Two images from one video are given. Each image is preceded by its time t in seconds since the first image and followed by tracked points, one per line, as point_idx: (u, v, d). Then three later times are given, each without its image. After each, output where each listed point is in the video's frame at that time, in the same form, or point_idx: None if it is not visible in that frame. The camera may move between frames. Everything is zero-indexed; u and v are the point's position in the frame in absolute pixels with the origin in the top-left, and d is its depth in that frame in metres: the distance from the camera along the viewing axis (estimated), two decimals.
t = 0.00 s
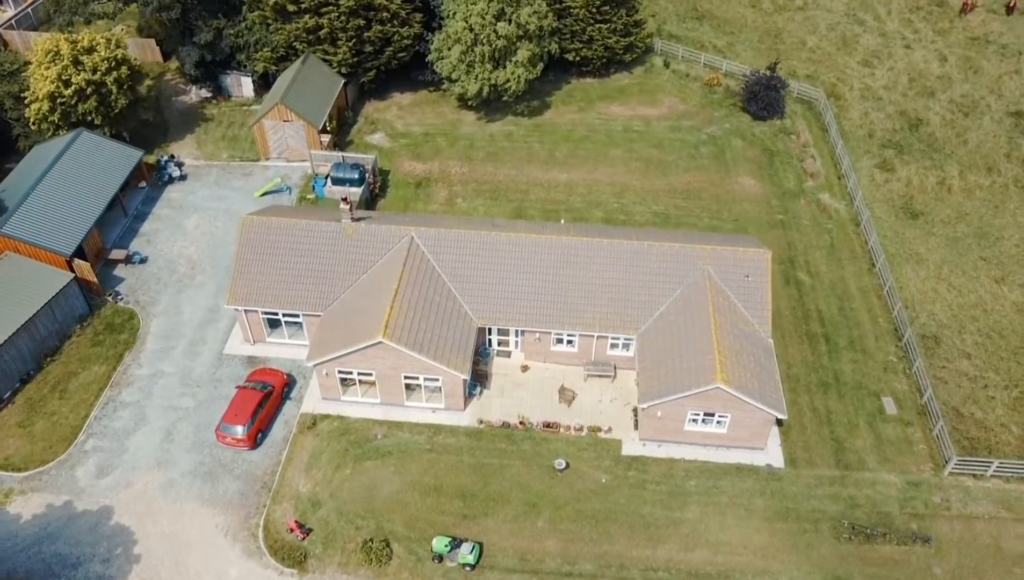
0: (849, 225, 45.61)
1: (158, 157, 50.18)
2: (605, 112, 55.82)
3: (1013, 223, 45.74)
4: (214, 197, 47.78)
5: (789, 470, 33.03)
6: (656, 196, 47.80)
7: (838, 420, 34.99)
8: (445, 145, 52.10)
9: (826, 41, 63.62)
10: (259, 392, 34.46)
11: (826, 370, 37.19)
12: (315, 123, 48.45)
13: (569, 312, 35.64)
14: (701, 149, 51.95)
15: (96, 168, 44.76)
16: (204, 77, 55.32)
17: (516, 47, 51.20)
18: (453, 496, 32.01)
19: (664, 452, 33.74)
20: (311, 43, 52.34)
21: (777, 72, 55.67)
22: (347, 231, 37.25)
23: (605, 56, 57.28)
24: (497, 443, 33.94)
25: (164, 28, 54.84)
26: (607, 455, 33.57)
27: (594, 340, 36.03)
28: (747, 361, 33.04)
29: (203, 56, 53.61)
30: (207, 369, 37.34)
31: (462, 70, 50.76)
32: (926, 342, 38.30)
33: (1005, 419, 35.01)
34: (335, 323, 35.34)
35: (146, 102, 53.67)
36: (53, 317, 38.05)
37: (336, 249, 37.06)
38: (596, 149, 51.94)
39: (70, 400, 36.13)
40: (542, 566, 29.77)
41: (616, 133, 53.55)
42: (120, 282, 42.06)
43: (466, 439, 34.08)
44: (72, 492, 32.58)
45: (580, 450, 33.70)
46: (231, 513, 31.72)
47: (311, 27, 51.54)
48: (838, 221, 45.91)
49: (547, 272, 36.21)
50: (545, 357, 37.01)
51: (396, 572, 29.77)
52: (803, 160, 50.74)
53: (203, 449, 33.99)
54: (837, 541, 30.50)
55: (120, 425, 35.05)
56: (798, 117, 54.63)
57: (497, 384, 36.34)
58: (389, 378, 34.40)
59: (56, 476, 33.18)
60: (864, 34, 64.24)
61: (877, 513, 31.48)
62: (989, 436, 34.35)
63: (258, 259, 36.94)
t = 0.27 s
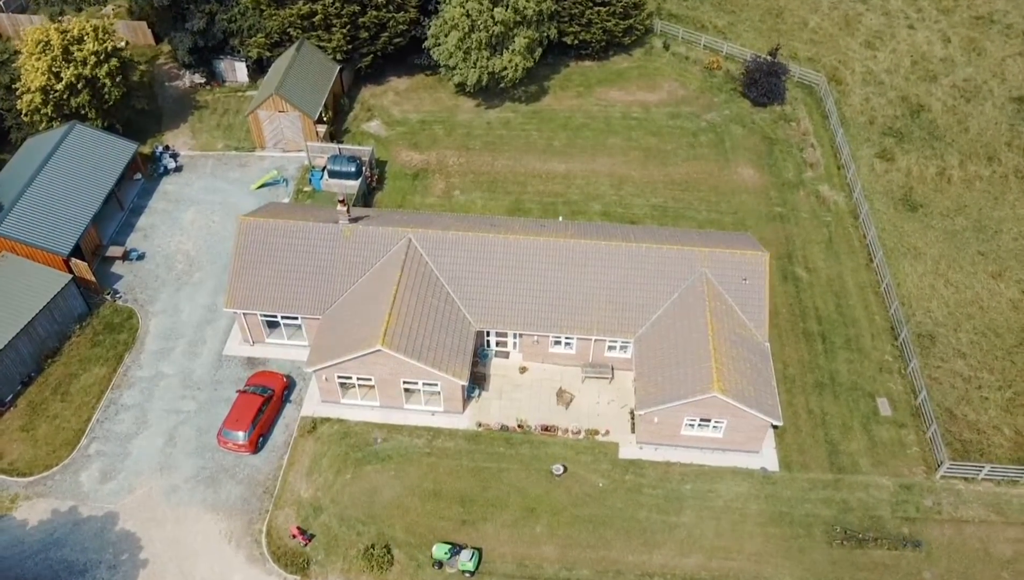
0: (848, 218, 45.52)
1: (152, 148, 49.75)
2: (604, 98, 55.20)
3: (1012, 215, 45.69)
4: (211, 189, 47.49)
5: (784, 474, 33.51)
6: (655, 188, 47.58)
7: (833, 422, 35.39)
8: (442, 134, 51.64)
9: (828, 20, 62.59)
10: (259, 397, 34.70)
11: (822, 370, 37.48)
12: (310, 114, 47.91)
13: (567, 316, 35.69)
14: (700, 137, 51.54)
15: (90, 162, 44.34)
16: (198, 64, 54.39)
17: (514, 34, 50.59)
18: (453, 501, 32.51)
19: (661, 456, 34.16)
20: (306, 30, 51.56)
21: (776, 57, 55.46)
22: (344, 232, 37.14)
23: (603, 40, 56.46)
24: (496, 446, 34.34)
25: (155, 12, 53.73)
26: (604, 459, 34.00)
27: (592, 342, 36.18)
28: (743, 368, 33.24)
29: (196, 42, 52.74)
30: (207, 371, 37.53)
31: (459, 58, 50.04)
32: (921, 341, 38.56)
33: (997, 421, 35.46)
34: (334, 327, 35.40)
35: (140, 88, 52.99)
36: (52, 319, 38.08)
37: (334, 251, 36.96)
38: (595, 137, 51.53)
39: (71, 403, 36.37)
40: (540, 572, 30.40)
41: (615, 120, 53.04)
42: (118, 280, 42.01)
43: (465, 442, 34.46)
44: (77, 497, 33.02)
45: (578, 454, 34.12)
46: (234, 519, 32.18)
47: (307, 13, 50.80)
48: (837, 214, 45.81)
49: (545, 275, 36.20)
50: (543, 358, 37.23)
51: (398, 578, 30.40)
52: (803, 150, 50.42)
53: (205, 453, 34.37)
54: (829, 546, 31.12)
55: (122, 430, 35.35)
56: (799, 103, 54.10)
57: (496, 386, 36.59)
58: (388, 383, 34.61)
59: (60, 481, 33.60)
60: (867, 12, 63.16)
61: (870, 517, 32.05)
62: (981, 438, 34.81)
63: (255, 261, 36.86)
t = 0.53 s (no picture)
0: (848, 213, 45.51)
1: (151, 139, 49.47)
2: (605, 84, 54.65)
3: (1012, 211, 45.69)
4: (210, 183, 47.37)
5: (779, 477, 34.13)
6: (656, 181, 47.48)
7: (828, 425, 35.91)
8: (442, 123, 51.28)
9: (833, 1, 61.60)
10: (262, 402, 35.15)
11: (819, 372, 37.89)
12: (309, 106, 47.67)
13: (567, 320, 35.96)
14: (702, 127, 51.19)
15: (89, 158, 44.15)
16: (195, 49, 53.84)
17: (516, 23, 50.15)
18: (454, 505, 33.18)
19: (659, 460, 34.74)
20: (303, 17, 50.91)
21: (780, 44, 55.01)
22: (345, 236, 37.25)
23: (605, 24, 55.69)
24: (497, 450, 34.91)
25: None
26: (603, 462, 34.59)
27: (592, 346, 36.51)
28: (741, 375, 33.61)
29: (193, 28, 52.07)
30: (211, 372, 37.92)
31: (458, 48, 49.48)
32: (918, 342, 38.94)
33: (991, 424, 36.01)
34: (335, 332, 35.68)
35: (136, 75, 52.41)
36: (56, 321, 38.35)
37: (335, 255, 37.08)
38: (596, 127, 51.21)
39: (78, 405, 36.86)
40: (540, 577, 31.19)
41: (616, 109, 52.63)
42: (119, 278, 42.18)
43: (466, 446, 35.03)
44: (86, 501, 33.71)
45: (577, 457, 34.72)
46: (240, 523, 32.89)
47: None
48: (837, 208, 45.77)
49: (545, 279, 36.39)
50: (543, 360, 37.61)
51: None
52: (805, 141, 50.17)
53: (210, 456, 34.95)
54: (822, 550, 31.88)
55: (128, 433, 35.89)
56: (802, 91, 53.63)
57: (497, 388, 37.02)
58: (390, 388, 35.00)
59: (69, 485, 34.24)
60: None
61: (862, 522, 32.75)
62: (974, 442, 35.40)
63: (257, 264, 37.04)
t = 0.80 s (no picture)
0: (846, 204, 45.60)
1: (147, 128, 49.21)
2: (604, 67, 54.10)
3: (1009, 201, 45.83)
4: (209, 174, 47.29)
5: (772, 475, 34.95)
6: (655, 171, 47.45)
7: (822, 422, 36.63)
8: (440, 110, 50.95)
9: None
10: (266, 402, 35.77)
11: (814, 368, 38.47)
12: (306, 95, 47.35)
13: (566, 320, 36.39)
14: (701, 113, 50.90)
15: (87, 150, 44.01)
16: (189, 33, 53.04)
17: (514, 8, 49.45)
18: (456, 504, 34.06)
19: (655, 458, 35.51)
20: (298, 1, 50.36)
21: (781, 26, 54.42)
22: (345, 236, 37.46)
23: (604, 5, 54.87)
24: (497, 448, 35.67)
25: None
26: (601, 460, 35.38)
27: (591, 345, 37.01)
28: (737, 377, 34.14)
29: (187, 12, 51.20)
30: (214, 370, 38.47)
31: (457, 34, 49.13)
32: (912, 338, 39.47)
33: (980, 421, 36.77)
34: (337, 333, 36.08)
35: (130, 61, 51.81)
36: (60, 319, 38.69)
37: (335, 255, 37.33)
38: (595, 114, 50.92)
39: (85, 403, 37.46)
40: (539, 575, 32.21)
41: (615, 94, 52.22)
42: (121, 273, 42.43)
43: (467, 444, 35.78)
44: (96, 500, 34.54)
45: (576, 455, 35.49)
46: (247, 522, 33.78)
47: None
48: (836, 199, 45.86)
49: (544, 279, 36.73)
50: (542, 358, 38.16)
51: None
52: (805, 128, 49.96)
53: (216, 455, 35.70)
54: (813, 548, 32.85)
55: (135, 431, 36.56)
56: (802, 75, 53.19)
57: (496, 385, 37.63)
58: (391, 388, 35.53)
59: (79, 484, 35.04)
60: None
61: (853, 519, 33.66)
62: (964, 439, 36.19)
63: (258, 264, 37.28)
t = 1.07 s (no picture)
0: (845, 201, 45.68)
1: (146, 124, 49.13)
2: (604, 62, 53.95)
3: (1007, 198, 45.94)
4: (208, 171, 47.28)
5: (770, 474, 35.27)
6: (654, 167, 47.48)
7: (819, 421, 36.91)
8: (439, 105, 50.86)
9: None
10: (267, 402, 36.01)
11: (811, 366, 38.71)
12: (304, 91, 47.25)
13: (565, 320, 36.57)
14: (701, 108, 50.84)
15: (85, 148, 43.97)
16: (187, 27, 52.75)
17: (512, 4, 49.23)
18: (455, 503, 34.39)
19: (653, 456, 35.82)
20: None
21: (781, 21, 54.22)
22: (345, 236, 37.55)
23: None
24: (496, 447, 35.96)
25: None
26: (599, 459, 35.68)
27: (589, 344, 37.21)
28: (734, 377, 34.36)
29: (185, 7, 50.88)
30: (215, 369, 38.69)
31: (456, 30, 49.07)
32: (909, 337, 39.69)
33: (976, 419, 37.08)
34: (337, 333, 36.24)
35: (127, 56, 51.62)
36: (60, 318, 38.81)
37: (335, 255, 37.44)
38: (594, 109, 50.84)
39: (87, 402, 37.69)
40: (538, 573, 32.58)
41: (614, 89, 52.12)
42: (121, 271, 42.53)
43: (467, 443, 36.08)
44: (100, 499, 34.86)
45: (574, 454, 35.79)
46: (249, 521, 34.12)
47: None
48: (834, 195, 45.93)
49: (544, 279, 36.88)
50: (541, 357, 38.39)
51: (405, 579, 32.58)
52: (804, 123, 49.93)
53: (218, 454, 36.00)
54: (809, 546, 33.22)
55: (137, 431, 36.83)
56: (802, 70, 53.09)
57: (496, 385, 37.87)
58: (391, 388, 35.73)
59: (82, 483, 35.34)
60: None
61: (849, 517, 34.00)
62: (959, 437, 36.50)
63: (258, 264, 37.40)
